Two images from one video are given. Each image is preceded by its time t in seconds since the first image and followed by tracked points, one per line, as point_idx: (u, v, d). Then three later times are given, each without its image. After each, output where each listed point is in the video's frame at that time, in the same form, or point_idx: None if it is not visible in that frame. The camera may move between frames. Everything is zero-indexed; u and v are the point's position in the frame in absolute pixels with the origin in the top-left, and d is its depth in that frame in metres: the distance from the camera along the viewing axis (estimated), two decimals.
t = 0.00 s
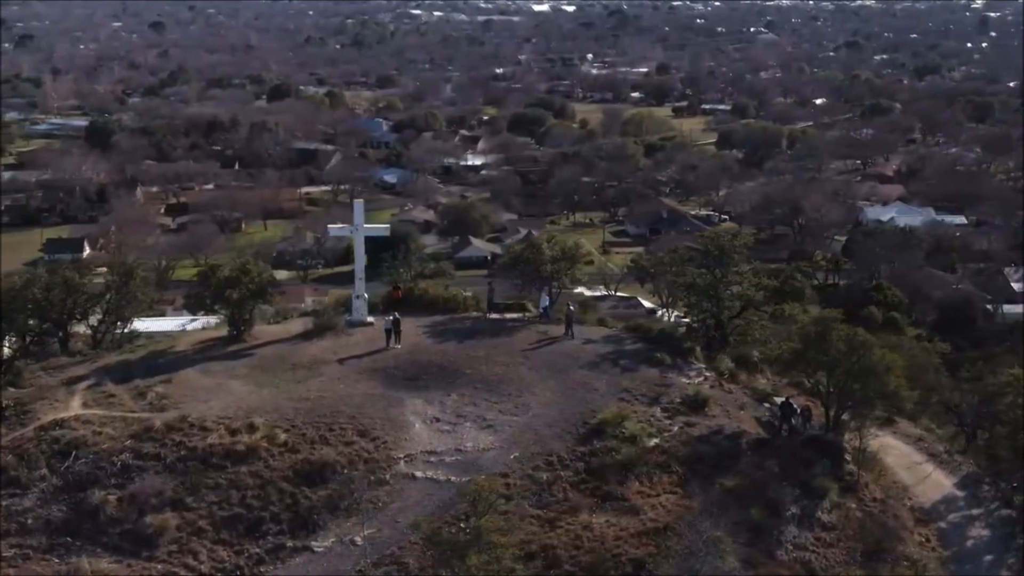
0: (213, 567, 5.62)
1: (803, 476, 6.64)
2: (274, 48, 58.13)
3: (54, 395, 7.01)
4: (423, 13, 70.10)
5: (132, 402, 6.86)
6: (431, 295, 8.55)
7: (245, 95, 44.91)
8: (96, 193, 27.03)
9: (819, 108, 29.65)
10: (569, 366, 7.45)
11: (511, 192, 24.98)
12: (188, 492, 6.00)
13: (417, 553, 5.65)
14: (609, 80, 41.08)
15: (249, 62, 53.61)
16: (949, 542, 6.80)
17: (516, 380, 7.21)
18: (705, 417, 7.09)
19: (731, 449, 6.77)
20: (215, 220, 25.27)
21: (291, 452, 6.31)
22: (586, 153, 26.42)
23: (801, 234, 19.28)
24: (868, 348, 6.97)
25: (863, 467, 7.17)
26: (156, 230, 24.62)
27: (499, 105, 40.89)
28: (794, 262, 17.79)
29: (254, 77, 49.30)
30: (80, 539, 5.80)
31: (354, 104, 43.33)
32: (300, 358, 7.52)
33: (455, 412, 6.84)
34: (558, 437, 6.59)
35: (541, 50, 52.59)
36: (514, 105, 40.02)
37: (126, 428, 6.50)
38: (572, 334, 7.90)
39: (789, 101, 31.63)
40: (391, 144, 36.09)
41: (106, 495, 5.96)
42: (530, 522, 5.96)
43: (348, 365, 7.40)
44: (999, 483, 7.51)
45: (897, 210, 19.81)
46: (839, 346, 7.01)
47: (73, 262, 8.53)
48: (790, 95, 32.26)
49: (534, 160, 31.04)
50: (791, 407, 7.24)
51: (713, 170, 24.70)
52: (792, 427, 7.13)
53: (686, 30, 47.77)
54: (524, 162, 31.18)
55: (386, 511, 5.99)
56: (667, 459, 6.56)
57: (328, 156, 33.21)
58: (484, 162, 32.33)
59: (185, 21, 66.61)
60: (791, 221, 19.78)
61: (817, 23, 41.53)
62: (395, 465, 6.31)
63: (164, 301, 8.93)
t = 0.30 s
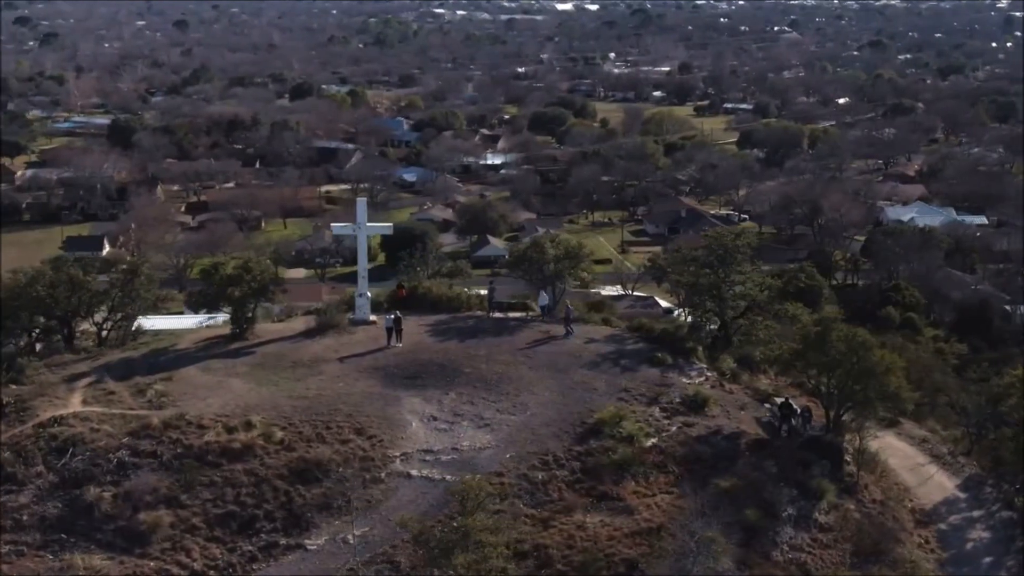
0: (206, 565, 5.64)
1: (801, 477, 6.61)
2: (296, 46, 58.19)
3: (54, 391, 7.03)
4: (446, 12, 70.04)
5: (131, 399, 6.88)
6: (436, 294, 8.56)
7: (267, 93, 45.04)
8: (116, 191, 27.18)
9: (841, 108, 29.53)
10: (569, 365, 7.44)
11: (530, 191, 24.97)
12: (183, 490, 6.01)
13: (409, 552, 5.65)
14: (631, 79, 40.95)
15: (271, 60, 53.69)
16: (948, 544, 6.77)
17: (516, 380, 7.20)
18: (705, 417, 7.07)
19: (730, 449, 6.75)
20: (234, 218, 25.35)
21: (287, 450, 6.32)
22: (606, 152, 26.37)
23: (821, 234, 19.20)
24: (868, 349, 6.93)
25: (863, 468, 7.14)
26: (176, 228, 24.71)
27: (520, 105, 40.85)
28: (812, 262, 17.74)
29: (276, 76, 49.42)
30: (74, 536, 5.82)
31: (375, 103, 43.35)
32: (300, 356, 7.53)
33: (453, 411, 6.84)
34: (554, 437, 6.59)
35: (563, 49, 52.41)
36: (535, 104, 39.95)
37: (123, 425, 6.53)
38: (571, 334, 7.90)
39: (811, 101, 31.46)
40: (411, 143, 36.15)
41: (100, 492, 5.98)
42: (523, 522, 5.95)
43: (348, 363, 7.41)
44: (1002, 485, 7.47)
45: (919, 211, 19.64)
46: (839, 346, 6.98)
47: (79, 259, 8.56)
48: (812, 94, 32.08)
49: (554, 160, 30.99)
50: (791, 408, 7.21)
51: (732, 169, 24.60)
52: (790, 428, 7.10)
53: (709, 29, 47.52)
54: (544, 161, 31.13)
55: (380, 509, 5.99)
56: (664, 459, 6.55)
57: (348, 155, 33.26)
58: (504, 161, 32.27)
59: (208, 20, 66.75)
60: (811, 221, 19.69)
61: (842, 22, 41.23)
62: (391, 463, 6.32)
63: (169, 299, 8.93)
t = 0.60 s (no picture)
0: (198, 562, 5.65)
1: (798, 478, 6.59)
2: (320, 46, 58.33)
3: (54, 389, 7.06)
4: (469, 12, 70.08)
5: (131, 397, 6.91)
6: (439, 293, 8.56)
7: (290, 92, 45.16)
8: (137, 190, 27.32)
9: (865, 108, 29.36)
10: (569, 365, 7.43)
11: (550, 191, 24.96)
12: (177, 488, 6.03)
13: (400, 551, 5.65)
14: (653, 79, 40.85)
15: (294, 60, 53.86)
16: (947, 546, 6.73)
17: (515, 379, 7.20)
18: (704, 417, 7.06)
19: (728, 451, 6.74)
20: (253, 216, 25.43)
21: (283, 448, 6.34)
22: (625, 152, 26.32)
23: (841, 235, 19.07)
24: (868, 350, 6.90)
25: (863, 469, 7.12)
26: (196, 226, 24.82)
27: (542, 105, 40.83)
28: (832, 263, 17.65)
29: (298, 75, 49.56)
30: (69, 533, 5.84)
31: (397, 103, 43.42)
32: (301, 355, 7.55)
33: (450, 410, 6.84)
34: (551, 437, 6.58)
35: (586, 48, 52.34)
36: (557, 104, 39.91)
37: (122, 423, 6.55)
38: (570, 332, 7.91)
39: (834, 101, 31.32)
40: (432, 143, 36.20)
41: (96, 489, 6.00)
42: (517, 522, 5.95)
43: (347, 362, 7.42)
44: (1004, 488, 7.42)
45: (939, 211, 19.49)
46: (838, 346, 6.95)
47: (85, 258, 8.62)
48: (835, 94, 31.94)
49: (574, 160, 30.96)
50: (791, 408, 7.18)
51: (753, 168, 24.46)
52: (790, 429, 7.06)
53: (733, 29, 47.36)
54: (564, 160, 31.11)
55: (374, 509, 6.00)
56: (661, 460, 6.55)
57: (368, 155, 33.31)
58: (524, 161, 32.23)
59: (232, 21, 66.95)
60: (831, 222, 19.56)
61: (866, 23, 41.02)
62: (386, 463, 6.32)
63: (173, 297, 8.97)
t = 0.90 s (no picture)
0: (190, 560, 5.66)
1: (795, 479, 6.56)
2: (343, 46, 58.51)
3: (55, 387, 7.08)
4: (492, 12, 70.16)
5: (130, 395, 6.93)
6: (443, 293, 8.54)
7: (312, 92, 45.25)
8: (159, 190, 27.47)
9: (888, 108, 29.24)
10: (569, 365, 7.42)
11: (569, 191, 24.98)
12: (172, 486, 6.05)
13: (391, 551, 5.64)
14: (675, 79, 40.78)
15: (317, 60, 54.04)
16: (946, 548, 6.70)
17: (514, 379, 7.19)
18: (703, 418, 7.04)
19: (726, 451, 6.72)
20: (273, 215, 25.51)
21: (279, 447, 6.35)
22: (646, 152, 26.29)
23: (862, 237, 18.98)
24: (868, 351, 6.87)
25: (863, 471, 7.08)
26: (216, 225, 24.92)
27: (563, 105, 40.81)
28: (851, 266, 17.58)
29: (321, 75, 49.63)
30: (63, 530, 5.86)
31: (419, 102, 43.50)
32: (301, 354, 7.56)
33: (447, 410, 6.84)
34: (548, 437, 6.57)
35: (609, 47, 52.27)
36: (578, 104, 39.88)
37: (121, 421, 6.58)
38: (571, 331, 7.91)
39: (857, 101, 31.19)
40: (452, 142, 36.23)
41: (90, 487, 6.02)
42: (511, 522, 5.94)
43: (347, 361, 7.44)
44: (1007, 491, 7.37)
45: (960, 213, 19.33)
46: (839, 347, 6.93)
47: (90, 257, 8.66)
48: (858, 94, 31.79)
49: (594, 160, 30.95)
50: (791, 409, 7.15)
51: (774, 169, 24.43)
52: (790, 430, 7.03)
53: (757, 29, 47.20)
54: (584, 160, 31.09)
55: (367, 508, 6.00)
56: (658, 460, 6.53)
57: (389, 154, 33.36)
58: (544, 161, 32.17)
59: (256, 20, 67.12)
60: (851, 223, 19.44)
61: (891, 22, 40.84)
62: (381, 462, 6.32)
63: (180, 295, 9.00)
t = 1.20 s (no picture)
0: (183, 558, 5.66)
1: (793, 480, 6.54)
2: (366, 45, 58.57)
3: (56, 384, 7.12)
4: (516, 11, 70.10)
5: (129, 393, 6.96)
6: (446, 292, 8.54)
7: (334, 92, 45.32)
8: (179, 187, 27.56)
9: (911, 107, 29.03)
10: (569, 365, 7.41)
11: (588, 191, 24.96)
12: (168, 484, 6.06)
13: (383, 550, 5.64)
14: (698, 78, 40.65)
15: (340, 59, 54.11)
16: (946, 550, 6.67)
17: (514, 378, 7.19)
18: (702, 418, 7.02)
19: (724, 452, 6.71)
20: (291, 214, 25.58)
21: (276, 445, 6.36)
22: (666, 151, 26.24)
23: (882, 237, 18.83)
24: (868, 352, 6.84)
25: (863, 472, 7.06)
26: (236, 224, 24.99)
27: (585, 104, 40.75)
28: (869, 266, 17.48)
29: (343, 74, 49.69)
30: (58, 527, 5.88)
31: (441, 101, 43.51)
32: (303, 352, 7.57)
33: (445, 409, 6.84)
34: (545, 437, 6.57)
35: (632, 47, 52.09)
36: (600, 103, 39.81)
37: (119, 419, 6.60)
38: (571, 330, 7.91)
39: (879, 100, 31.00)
40: (472, 142, 36.23)
41: (86, 484, 6.04)
42: (504, 522, 5.93)
43: (347, 360, 7.44)
44: (1010, 492, 7.32)
45: (981, 213, 18.50)
46: (838, 348, 6.90)
47: (93, 256, 8.68)
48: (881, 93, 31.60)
49: (614, 159, 30.90)
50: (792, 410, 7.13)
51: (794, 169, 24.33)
52: (789, 431, 7.00)
53: (781, 27, 46.95)
54: (604, 160, 31.03)
55: (361, 506, 6.00)
56: (654, 460, 6.52)
57: (409, 152, 33.39)
58: (564, 160, 32.08)
59: (280, 20, 67.26)
60: (872, 222, 19.36)
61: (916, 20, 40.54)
62: (377, 461, 6.32)
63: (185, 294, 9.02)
